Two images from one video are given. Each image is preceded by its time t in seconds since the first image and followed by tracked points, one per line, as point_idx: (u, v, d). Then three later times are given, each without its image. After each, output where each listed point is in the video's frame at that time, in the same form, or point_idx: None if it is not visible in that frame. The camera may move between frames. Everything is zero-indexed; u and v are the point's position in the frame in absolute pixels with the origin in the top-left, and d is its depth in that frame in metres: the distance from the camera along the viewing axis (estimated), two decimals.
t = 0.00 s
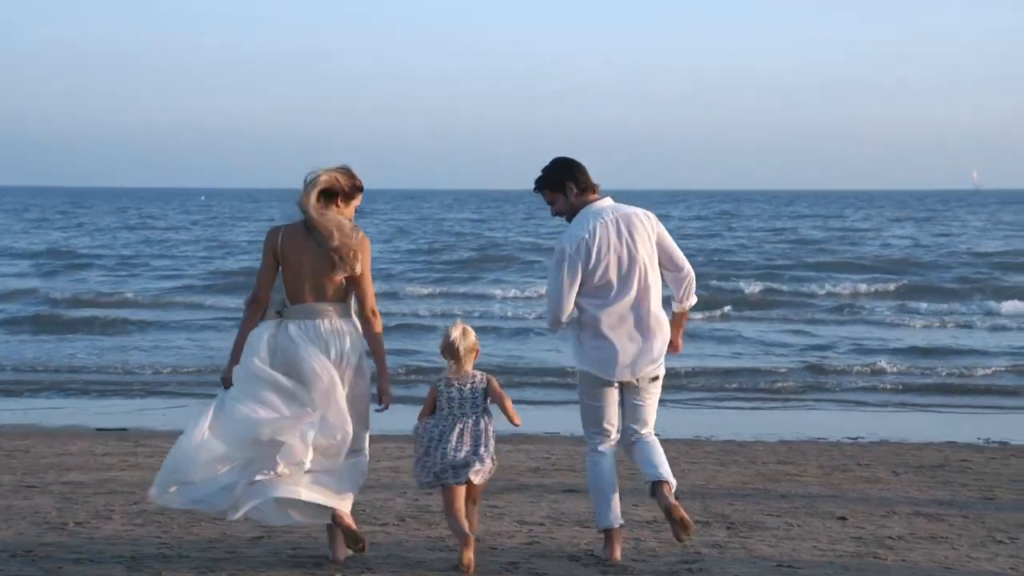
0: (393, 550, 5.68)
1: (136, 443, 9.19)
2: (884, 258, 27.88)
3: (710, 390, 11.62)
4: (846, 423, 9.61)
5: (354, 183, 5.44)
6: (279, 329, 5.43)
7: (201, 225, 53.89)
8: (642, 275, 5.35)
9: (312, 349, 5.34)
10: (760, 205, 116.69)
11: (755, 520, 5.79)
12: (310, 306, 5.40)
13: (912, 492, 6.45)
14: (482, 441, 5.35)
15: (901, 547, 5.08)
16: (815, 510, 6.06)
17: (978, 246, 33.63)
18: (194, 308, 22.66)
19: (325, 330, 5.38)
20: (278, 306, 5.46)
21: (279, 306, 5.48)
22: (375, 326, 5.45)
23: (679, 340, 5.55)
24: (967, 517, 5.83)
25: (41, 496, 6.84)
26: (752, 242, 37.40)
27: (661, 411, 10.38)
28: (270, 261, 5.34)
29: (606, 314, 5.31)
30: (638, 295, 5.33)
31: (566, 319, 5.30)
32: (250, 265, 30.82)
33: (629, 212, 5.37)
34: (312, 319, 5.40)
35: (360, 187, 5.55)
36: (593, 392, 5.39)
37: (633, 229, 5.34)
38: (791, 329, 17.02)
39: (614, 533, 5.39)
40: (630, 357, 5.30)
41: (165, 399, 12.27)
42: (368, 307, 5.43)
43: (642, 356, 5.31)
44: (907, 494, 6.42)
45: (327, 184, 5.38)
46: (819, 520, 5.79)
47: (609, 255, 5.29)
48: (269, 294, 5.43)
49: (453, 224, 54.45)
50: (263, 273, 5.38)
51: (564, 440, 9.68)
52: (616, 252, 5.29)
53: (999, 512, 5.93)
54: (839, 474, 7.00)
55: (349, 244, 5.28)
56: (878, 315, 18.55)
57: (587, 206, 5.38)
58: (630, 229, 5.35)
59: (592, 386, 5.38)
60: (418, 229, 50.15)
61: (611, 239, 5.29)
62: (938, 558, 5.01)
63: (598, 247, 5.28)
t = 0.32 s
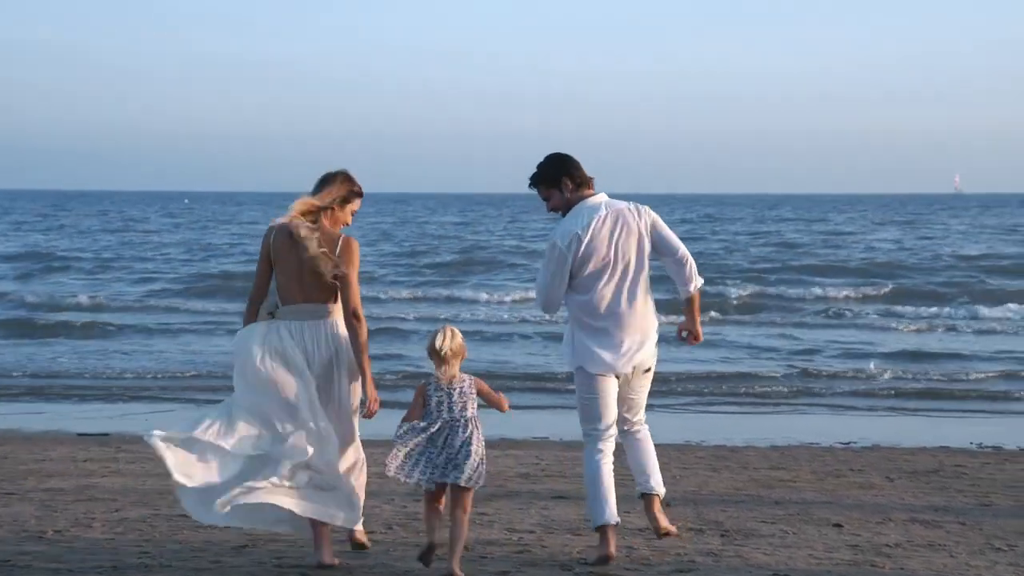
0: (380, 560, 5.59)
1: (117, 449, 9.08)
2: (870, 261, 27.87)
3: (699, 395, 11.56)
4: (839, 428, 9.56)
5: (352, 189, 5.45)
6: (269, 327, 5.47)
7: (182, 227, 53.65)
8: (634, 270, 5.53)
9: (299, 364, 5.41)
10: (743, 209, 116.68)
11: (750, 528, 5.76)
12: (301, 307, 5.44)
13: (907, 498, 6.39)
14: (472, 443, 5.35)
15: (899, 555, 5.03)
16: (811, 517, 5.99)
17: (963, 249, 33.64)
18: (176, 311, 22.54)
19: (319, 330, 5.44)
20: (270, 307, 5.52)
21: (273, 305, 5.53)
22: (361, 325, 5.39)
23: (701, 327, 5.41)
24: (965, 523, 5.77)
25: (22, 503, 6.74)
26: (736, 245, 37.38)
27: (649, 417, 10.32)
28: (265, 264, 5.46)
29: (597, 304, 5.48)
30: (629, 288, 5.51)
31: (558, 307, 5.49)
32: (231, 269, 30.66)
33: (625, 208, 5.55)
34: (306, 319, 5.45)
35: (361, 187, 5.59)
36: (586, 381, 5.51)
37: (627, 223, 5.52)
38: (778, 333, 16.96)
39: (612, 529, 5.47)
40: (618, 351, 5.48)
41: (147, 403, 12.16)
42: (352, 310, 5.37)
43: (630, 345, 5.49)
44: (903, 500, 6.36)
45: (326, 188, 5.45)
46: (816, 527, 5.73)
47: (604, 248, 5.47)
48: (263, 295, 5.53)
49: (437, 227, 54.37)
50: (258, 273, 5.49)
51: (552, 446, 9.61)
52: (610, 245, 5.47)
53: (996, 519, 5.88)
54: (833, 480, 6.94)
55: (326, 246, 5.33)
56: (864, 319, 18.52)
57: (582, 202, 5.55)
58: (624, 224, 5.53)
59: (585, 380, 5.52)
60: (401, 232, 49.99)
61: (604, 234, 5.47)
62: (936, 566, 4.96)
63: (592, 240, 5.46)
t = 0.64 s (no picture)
0: (370, 567, 5.51)
1: (102, 451, 8.99)
2: (860, 262, 27.78)
3: (689, 397, 11.48)
4: (835, 430, 9.48)
5: (352, 182, 5.39)
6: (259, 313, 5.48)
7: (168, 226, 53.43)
8: (629, 261, 5.76)
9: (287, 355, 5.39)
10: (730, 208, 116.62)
11: (748, 533, 5.71)
12: (287, 297, 5.45)
13: (905, 502, 6.34)
14: (467, 428, 5.58)
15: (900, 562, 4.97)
16: (808, 522, 5.93)
17: (953, 249, 33.53)
18: (162, 312, 22.39)
19: (307, 321, 5.42)
20: (264, 295, 5.55)
21: (267, 294, 5.55)
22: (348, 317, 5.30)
23: (700, 311, 5.66)
24: (965, 528, 5.71)
25: (4, 508, 6.63)
26: (727, 245, 37.29)
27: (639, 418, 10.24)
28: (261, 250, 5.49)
29: (592, 292, 5.73)
30: (625, 277, 5.75)
31: (555, 295, 5.73)
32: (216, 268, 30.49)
33: (623, 198, 5.77)
34: (294, 311, 5.44)
35: (362, 180, 5.49)
36: (580, 365, 5.78)
37: (625, 215, 5.74)
38: (770, 334, 16.87)
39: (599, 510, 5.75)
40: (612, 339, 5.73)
41: (133, 404, 12.03)
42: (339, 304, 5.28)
43: (623, 332, 5.74)
44: (900, 504, 6.30)
45: (329, 181, 5.40)
46: (814, 533, 5.68)
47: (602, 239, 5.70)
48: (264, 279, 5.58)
49: (425, 226, 54.23)
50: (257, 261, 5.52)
51: (544, 448, 9.53)
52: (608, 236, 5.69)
53: (997, 523, 5.83)
54: (830, 484, 6.88)
55: (313, 246, 5.30)
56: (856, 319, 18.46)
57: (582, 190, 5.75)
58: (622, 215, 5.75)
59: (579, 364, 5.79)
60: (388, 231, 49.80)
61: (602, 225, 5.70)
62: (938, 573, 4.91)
63: (589, 231, 5.68)
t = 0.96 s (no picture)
0: (364, 572, 5.42)
1: (87, 455, 8.89)
2: (850, 263, 27.77)
3: (682, 399, 11.42)
4: (831, 432, 9.43)
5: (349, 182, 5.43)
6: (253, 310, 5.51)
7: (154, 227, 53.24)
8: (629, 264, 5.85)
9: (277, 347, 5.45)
10: (717, 206, 116.58)
11: (749, 538, 5.64)
12: (284, 298, 5.49)
13: (907, 506, 6.28)
14: (456, 427, 5.52)
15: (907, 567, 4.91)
16: (810, 527, 5.87)
17: (942, 249, 33.51)
18: (149, 314, 22.27)
19: (302, 321, 5.45)
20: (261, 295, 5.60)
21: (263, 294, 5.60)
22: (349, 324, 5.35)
23: (692, 313, 5.67)
24: (970, 533, 5.65)
25: None
26: (717, 246, 37.25)
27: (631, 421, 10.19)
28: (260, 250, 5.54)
29: (592, 294, 5.83)
30: (625, 280, 5.84)
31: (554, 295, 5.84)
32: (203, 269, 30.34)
33: (627, 202, 5.87)
34: (290, 310, 5.48)
35: (361, 179, 5.53)
36: (580, 367, 5.87)
37: (628, 218, 5.83)
38: (761, 335, 16.83)
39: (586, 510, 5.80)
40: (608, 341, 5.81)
41: (120, 407, 11.93)
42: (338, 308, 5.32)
43: (620, 332, 5.82)
44: (902, 508, 6.24)
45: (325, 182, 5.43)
46: (817, 537, 5.62)
47: (603, 242, 5.80)
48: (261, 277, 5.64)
49: (413, 227, 54.15)
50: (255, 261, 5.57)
51: (536, 451, 9.46)
52: (609, 238, 5.80)
53: (1001, 528, 5.77)
54: (830, 488, 6.82)
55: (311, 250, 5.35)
56: (848, 320, 18.41)
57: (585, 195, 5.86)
58: (624, 220, 5.84)
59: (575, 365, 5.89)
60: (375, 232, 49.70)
61: (604, 229, 5.80)
62: None
63: (590, 234, 5.79)
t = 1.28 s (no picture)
0: None
1: (75, 457, 8.80)
2: (842, 263, 27.74)
3: (677, 400, 11.36)
4: (828, 433, 9.38)
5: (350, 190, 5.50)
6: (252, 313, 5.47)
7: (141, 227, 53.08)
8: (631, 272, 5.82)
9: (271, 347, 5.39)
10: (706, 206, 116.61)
11: (750, 542, 5.58)
12: (285, 307, 5.49)
13: (909, 509, 6.21)
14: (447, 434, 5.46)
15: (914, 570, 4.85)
16: (811, 530, 5.81)
17: (934, 250, 33.48)
18: (138, 315, 22.17)
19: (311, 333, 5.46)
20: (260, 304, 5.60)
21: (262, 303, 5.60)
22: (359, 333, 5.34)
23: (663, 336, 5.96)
24: (976, 536, 5.59)
25: None
26: (707, 247, 37.26)
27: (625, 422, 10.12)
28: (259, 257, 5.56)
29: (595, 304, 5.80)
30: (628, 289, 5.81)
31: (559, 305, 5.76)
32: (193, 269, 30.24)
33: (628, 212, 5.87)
34: (291, 319, 5.48)
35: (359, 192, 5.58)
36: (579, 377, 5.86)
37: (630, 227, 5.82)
38: (755, 335, 16.77)
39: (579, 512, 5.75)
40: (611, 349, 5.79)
41: (110, 409, 11.83)
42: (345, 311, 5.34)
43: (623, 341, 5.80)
44: (904, 511, 6.18)
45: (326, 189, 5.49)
46: (820, 541, 5.55)
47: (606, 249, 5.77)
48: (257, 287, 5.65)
49: (402, 228, 53.84)
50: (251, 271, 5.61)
51: (532, 453, 9.39)
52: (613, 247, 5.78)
53: (1007, 531, 5.71)
54: (831, 490, 6.75)
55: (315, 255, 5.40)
56: (843, 321, 18.34)
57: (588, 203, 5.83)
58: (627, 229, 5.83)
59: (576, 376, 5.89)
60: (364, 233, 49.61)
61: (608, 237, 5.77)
62: None
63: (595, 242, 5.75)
